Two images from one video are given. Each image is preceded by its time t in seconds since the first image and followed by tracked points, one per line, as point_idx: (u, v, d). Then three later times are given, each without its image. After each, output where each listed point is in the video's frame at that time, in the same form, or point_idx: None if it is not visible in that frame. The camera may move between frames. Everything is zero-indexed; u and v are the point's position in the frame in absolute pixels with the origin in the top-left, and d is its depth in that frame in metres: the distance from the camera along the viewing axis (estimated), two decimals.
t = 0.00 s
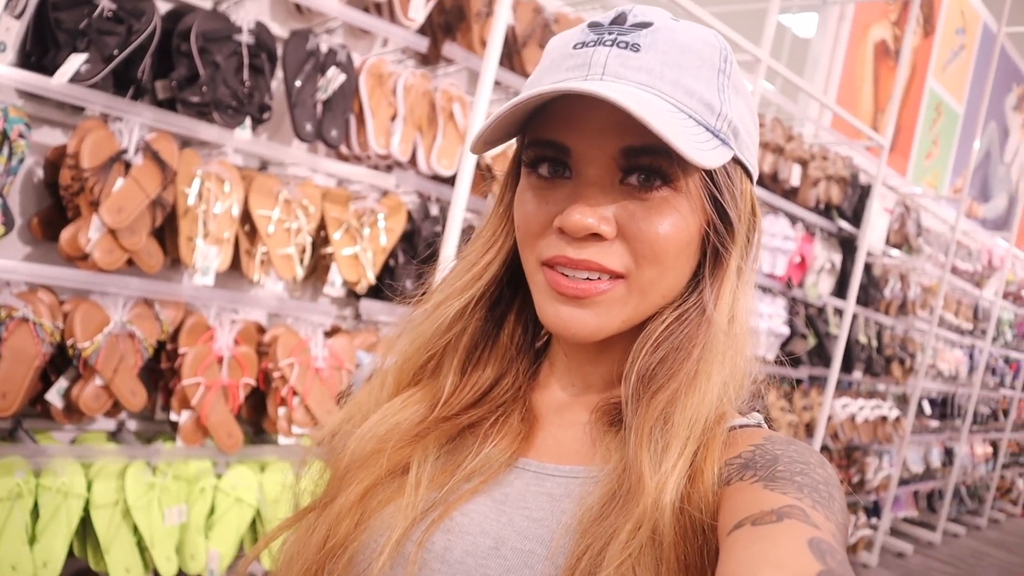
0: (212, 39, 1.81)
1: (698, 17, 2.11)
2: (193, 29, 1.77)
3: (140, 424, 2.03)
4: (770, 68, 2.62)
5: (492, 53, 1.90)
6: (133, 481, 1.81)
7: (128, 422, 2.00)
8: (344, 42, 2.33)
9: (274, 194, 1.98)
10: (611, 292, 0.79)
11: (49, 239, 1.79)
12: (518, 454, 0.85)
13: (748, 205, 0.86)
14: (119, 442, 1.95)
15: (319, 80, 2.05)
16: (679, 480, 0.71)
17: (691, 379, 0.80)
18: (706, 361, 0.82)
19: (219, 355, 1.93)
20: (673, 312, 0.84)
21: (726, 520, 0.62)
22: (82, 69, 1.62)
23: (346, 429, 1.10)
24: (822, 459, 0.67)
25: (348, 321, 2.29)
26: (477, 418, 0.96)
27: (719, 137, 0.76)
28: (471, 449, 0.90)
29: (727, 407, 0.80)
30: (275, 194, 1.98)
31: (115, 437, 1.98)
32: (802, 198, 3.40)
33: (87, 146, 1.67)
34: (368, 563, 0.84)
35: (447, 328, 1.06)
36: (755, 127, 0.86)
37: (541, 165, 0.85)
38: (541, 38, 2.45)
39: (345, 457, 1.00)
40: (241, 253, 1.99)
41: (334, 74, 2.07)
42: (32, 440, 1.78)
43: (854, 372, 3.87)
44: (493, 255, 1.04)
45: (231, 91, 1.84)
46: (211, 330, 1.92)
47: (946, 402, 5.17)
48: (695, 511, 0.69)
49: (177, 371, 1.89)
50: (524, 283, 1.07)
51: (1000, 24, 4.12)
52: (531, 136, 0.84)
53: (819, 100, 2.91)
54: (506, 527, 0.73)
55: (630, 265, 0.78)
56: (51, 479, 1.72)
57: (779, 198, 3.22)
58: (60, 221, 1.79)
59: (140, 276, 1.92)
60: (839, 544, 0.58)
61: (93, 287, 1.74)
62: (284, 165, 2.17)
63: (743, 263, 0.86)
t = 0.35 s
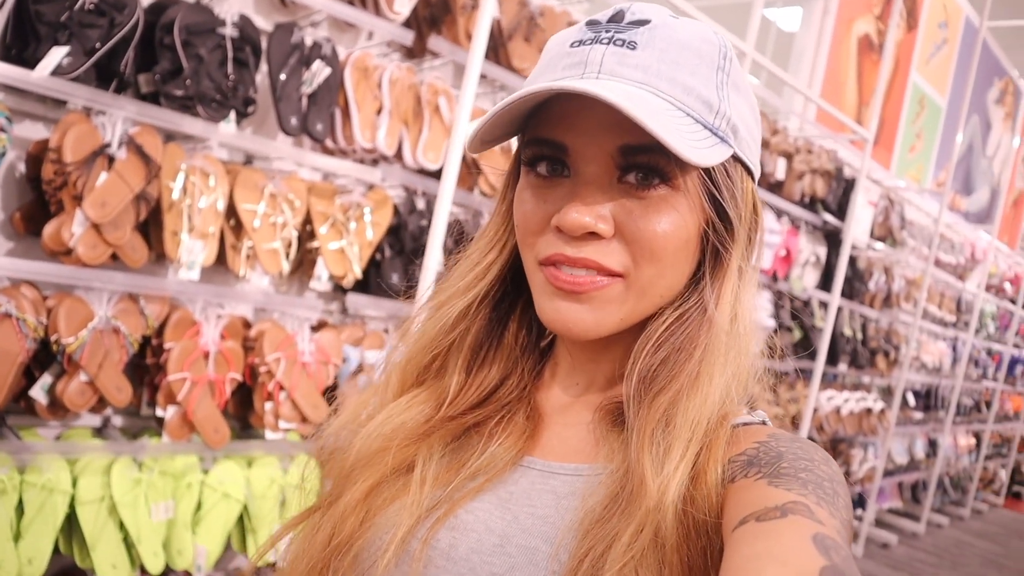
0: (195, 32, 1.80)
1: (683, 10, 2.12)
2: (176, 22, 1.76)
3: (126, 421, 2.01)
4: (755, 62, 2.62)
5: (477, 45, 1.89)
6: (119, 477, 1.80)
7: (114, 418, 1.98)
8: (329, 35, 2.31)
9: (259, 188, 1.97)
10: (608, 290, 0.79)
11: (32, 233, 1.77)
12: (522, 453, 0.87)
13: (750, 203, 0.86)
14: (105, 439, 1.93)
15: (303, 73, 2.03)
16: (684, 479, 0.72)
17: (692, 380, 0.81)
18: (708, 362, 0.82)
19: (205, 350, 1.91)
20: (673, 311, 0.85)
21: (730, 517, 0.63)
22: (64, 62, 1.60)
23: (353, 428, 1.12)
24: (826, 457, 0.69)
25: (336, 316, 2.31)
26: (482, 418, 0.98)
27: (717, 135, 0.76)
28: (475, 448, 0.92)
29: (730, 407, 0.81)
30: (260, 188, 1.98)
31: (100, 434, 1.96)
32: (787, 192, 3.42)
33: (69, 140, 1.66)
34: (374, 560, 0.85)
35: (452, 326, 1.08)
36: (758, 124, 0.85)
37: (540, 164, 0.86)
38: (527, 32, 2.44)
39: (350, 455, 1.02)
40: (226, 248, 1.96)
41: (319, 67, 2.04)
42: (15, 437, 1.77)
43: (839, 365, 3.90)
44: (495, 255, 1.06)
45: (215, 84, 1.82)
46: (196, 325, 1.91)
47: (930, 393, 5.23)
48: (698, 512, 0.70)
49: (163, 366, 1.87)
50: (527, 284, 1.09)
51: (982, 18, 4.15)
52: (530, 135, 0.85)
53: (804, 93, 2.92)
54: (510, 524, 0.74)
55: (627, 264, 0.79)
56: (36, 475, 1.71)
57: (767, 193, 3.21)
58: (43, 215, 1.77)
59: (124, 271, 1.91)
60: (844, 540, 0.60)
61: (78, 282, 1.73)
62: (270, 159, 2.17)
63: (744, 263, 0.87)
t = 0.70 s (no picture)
0: (181, 26, 1.78)
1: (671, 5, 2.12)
2: (162, 15, 1.75)
3: (114, 417, 1.99)
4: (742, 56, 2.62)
5: (465, 39, 1.88)
6: (107, 473, 1.80)
7: (101, 414, 1.96)
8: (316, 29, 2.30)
9: (246, 182, 1.96)
10: (608, 286, 0.82)
11: (17, 229, 1.75)
12: (528, 452, 0.90)
13: (755, 204, 0.88)
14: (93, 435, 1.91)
15: (290, 67, 2.02)
16: (688, 481, 0.74)
17: (697, 379, 0.83)
18: (712, 362, 0.84)
19: (192, 345, 1.90)
20: (678, 310, 0.88)
21: (737, 517, 0.65)
22: (48, 56, 1.59)
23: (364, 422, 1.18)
24: (831, 455, 0.71)
25: (324, 311, 2.30)
26: (489, 416, 1.02)
27: (719, 132, 0.78)
28: (482, 447, 0.96)
29: (735, 407, 0.83)
30: (248, 182, 1.97)
31: (87, 430, 1.95)
32: (774, 186, 3.43)
33: (54, 134, 1.65)
34: (382, 556, 0.89)
35: (460, 324, 1.14)
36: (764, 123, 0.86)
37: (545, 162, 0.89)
38: (514, 26, 2.44)
39: (361, 451, 1.07)
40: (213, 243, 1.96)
41: (306, 62, 2.04)
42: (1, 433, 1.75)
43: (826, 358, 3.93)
44: (501, 254, 1.11)
45: (201, 78, 1.80)
46: (184, 320, 1.90)
47: (916, 386, 5.27)
48: (703, 514, 0.72)
49: (150, 361, 1.87)
50: (532, 284, 1.14)
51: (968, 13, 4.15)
52: (535, 132, 0.89)
53: (790, 87, 2.90)
54: (515, 523, 0.78)
55: (627, 259, 0.81)
56: (22, 472, 1.69)
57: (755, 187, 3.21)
58: (28, 211, 1.76)
59: (111, 267, 1.90)
60: (850, 539, 0.61)
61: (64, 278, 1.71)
62: (257, 154, 2.15)
63: (749, 265, 0.89)
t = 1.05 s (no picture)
0: (169, 13, 1.78)
1: None
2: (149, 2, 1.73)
3: (104, 408, 1.98)
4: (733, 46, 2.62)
5: (456, 28, 1.87)
6: (95, 465, 1.79)
7: (90, 405, 1.94)
8: (305, 17, 2.28)
9: (235, 171, 1.95)
10: (617, 288, 0.84)
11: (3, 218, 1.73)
12: (538, 448, 0.91)
13: (763, 201, 0.90)
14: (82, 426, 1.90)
15: (280, 56, 2.01)
16: (696, 476, 0.75)
17: (706, 376, 0.85)
18: (721, 359, 0.86)
19: (182, 336, 1.89)
20: (685, 307, 0.90)
21: (746, 511, 0.66)
22: (35, 43, 1.57)
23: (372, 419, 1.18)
24: (840, 451, 0.72)
25: (314, 301, 2.30)
26: (498, 412, 1.03)
27: (725, 130, 0.80)
28: (492, 442, 0.97)
29: (744, 404, 0.84)
30: (237, 172, 1.95)
31: (76, 421, 1.93)
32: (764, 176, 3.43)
33: (41, 123, 1.63)
34: (391, 550, 0.90)
35: (470, 321, 1.14)
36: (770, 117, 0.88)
37: (550, 164, 0.92)
38: (505, 15, 2.43)
39: (369, 447, 1.07)
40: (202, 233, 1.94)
41: (296, 50, 2.03)
42: None
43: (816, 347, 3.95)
44: (512, 252, 1.12)
45: (190, 67, 1.78)
46: (173, 311, 1.90)
47: (905, 375, 5.31)
48: (711, 508, 0.73)
49: (140, 352, 1.86)
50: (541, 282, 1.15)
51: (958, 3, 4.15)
52: (540, 134, 0.91)
53: (781, 76, 2.88)
54: (525, 517, 0.79)
55: (637, 261, 0.83)
56: (10, 463, 1.69)
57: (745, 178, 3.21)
58: (14, 200, 1.74)
59: (99, 256, 1.88)
60: (858, 533, 0.62)
61: (52, 268, 1.68)
62: (246, 143, 2.14)
63: (757, 262, 0.90)
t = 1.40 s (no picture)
0: (157, 9, 1.78)
1: None
2: None
3: (91, 407, 1.96)
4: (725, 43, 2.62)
5: (447, 26, 1.86)
6: (84, 463, 1.78)
7: (79, 403, 1.93)
8: (295, 13, 2.26)
9: (224, 168, 1.94)
10: (617, 288, 0.85)
11: None
12: (533, 444, 0.91)
13: (758, 197, 0.91)
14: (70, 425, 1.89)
15: (270, 52, 1.99)
16: (691, 472, 0.76)
17: (701, 371, 0.85)
18: (716, 354, 0.86)
19: (171, 334, 1.88)
20: (682, 303, 0.90)
21: (741, 505, 0.66)
22: (21, 38, 1.55)
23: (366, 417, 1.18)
24: (834, 446, 0.73)
25: (304, 298, 2.29)
26: (493, 409, 1.03)
27: (723, 127, 0.81)
28: (487, 439, 0.97)
29: (739, 399, 0.84)
30: (226, 169, 1.94)
31: (64, 420, 1.91)
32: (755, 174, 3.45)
33: (28, 119, 1.63)
34: (386, 547, 0.90)
35: (465, 318, 1.14)
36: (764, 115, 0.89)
37: (548, 159, 0.92)
38: (496, 11, 2.42)
39: (363, 444, 1.07)
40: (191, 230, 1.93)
41: (285, 46, 2.01)
42: None
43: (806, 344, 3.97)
44: (506, 248, 1.12)
45: (179, 62, 1.77)
46: (162, 308, 1.88)
47: (894, 371, 5.35)
48: (706, 503, 0.74)
49: (128, 350, 1.85)
50: (536, 278, 1.15)
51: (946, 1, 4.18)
52: (537, 130, 0.91)
53: (771, 74, 2.88)
54: (520, 512, 0.79)
55: (635, 257, 0.84)
56: None
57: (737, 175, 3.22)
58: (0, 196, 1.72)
59: (87, 253, 1.87)
60: (852, 527, 0.63)
61: (40, 264, 1.67)
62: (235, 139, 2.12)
63: (752, 257, 0.91)
